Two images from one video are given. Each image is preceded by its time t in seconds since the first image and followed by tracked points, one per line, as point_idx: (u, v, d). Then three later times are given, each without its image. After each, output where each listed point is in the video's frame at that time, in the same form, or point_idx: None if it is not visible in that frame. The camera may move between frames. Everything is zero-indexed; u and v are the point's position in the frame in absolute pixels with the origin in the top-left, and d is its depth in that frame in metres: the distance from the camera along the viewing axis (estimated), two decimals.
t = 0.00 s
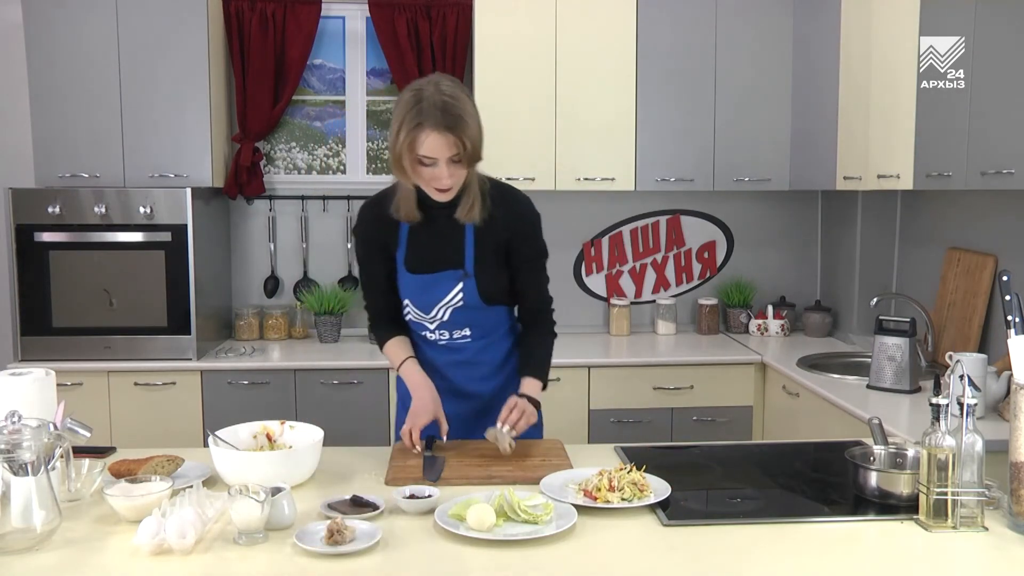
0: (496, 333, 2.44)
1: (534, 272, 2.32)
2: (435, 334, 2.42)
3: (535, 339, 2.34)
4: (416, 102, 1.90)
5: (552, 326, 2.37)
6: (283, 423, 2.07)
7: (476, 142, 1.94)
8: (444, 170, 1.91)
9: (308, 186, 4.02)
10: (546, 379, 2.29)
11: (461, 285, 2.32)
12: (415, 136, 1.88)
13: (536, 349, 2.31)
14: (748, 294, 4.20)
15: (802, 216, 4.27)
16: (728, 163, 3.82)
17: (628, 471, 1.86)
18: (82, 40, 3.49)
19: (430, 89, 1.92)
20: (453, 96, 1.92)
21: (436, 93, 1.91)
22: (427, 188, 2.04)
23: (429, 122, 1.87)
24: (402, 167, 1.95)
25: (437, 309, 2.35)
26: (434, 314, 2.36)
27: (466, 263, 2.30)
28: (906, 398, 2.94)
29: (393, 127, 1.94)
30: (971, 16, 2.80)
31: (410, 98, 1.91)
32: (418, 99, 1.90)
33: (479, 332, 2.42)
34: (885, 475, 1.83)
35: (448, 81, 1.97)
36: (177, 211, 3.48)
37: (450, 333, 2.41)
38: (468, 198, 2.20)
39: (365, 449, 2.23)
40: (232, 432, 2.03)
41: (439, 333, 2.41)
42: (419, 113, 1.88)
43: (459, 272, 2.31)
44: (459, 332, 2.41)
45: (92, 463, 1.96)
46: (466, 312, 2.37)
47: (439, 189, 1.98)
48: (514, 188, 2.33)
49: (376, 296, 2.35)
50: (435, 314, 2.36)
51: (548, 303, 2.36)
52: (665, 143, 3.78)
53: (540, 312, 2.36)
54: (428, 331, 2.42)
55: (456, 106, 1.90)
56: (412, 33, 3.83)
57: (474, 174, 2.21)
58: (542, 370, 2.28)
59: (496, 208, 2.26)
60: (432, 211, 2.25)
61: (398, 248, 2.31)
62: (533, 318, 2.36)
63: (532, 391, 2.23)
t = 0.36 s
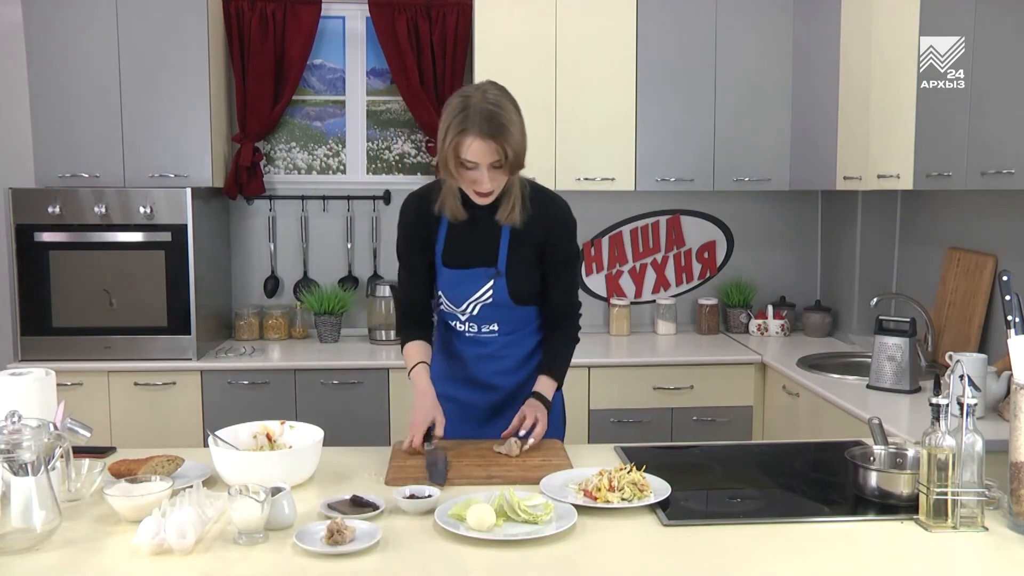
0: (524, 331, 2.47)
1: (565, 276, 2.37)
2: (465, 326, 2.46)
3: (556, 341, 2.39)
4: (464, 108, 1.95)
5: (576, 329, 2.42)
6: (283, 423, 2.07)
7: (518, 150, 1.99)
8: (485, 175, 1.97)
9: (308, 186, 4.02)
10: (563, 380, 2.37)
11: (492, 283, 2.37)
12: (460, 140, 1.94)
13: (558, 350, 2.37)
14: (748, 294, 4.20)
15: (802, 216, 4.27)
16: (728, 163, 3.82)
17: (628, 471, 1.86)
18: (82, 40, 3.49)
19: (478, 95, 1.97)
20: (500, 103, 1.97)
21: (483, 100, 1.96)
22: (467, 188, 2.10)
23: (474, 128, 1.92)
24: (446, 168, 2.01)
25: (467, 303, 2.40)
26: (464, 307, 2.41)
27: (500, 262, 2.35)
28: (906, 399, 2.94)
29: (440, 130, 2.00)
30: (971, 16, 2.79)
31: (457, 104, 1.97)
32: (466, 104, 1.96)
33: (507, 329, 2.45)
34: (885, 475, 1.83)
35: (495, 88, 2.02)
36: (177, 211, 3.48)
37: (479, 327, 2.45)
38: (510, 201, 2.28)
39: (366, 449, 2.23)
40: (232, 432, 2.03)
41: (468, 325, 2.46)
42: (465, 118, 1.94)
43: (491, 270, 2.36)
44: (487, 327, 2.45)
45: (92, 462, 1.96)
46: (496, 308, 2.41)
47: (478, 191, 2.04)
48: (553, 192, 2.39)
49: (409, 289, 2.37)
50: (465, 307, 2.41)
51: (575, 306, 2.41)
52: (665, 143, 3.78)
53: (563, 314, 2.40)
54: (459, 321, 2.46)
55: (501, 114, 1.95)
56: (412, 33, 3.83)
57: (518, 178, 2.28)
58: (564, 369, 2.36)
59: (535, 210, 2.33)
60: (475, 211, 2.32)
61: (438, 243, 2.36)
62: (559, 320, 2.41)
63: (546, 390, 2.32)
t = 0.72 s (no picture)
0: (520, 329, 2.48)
1: (562, 278, 2.37)
2: (462, 324, 2.46)
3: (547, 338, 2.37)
4: (470, 106, 1.96)
5: (566, 331, 2.40)
6: (283, 423, 2.07)
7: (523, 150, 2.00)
8: (488, 173, 1.97)
9: (308, 186, 4.02)
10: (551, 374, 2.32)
11: (492, 281, 2.38)
12: (465, 138, 1.95)
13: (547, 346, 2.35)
14: (748, 294, 4.20)
15: (802, 216, 4.27)
16: (728, 163, 3.82)
17: (628, 471, 1.86)
18: (82, 40, 3.49)
19: (485, 94, 1.98)
20: (506, 103, 1.97)
21: (490, 99, 1.97)
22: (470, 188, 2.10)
23: (479, 126, 1.93)
24: (450, 166, 2.01)
25: (466, 301, 2.41)
26: (462, 304, 2.42)
27: (499, 261, 2.36)
28: (906, 398, 2.94)
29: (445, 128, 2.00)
30: (971, 16, 2.79)
31: (463, 102, 1.97)
32: (472, 102, 1.96)
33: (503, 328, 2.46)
34: (885, 475, 1.83)
35: (502, 88, 2.02)
36: (177, 211, 3.48)
37: (475, 325, 2.45)
38: (511, 201, 2.29)
39: (366, 449, 2.23)
40: (232, 432, 2.03)
41: (466, 323, 2.46)
42: (471, 116, 1.94)
43: (492, 268, 2.37)
44: (484, 326, 2.45)
45: (92, 463, 1.96)
46: (494, 307, 2.42)
47: (481, 191, 2.04)
48: (555, 194, 2.38)
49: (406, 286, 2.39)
50: (464, 304, 2.42)
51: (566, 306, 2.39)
52: (665, 143, 3.78)
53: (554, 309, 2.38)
54: (456, 319, 2.47)
55: (507, 113, 1.95)
56: (412, 33, 3.83)
57: (520, 178, 2.30)
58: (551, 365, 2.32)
59: (535, 211, 2.33)
60: (478, 209, 2.34)
61: (438, 239, 2.38)
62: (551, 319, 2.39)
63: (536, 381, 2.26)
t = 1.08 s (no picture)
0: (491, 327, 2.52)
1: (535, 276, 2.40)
2: (436, 325, 2.46)
3: (524, 337, 2.40)
4: (447, 108, 1.95)
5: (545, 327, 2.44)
6: (283, 423, 2.07)
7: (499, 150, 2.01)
8: (467, 176, 1.98)
9: (308, 186, 4.02)
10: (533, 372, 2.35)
11: (469, 282, 2.39)
12: (444, 141, 1.95)
13: (525, 344, 2.38)
14: (748, 294, 4.20)
15: (803, 217, 4.27)
16: (728, 163, 3.82)
17: (628, 471, 1.86)
18: (82, 40, 3.49)
19: (460, 95, 1.98)
20: (482, 104, 1.97)
21: (466, 100, 1.96)
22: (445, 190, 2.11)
23: (458, 129, 1.93)
24: (427, 169, 2.01)
25: (442, 302, 2.41)
26: (438, 306, 2.42)
27: (476, 262, 2.37)
28: (906, 398, 2.94)
29: (422, 132, 1.99)
30: (971, 16, 2.79)
31: (439, 105, 1.97)
32: (448, 105, 1.96)
33: (476, 327, 2.49)
34: (885, 475, 1.83)
35: (477, 90, 2.02)
36: (177, 211, 3.48)
37: (449, 326, 2.46)
38: (484, 204, 2.28)
39: (365, 449, 2.23)
40: (232, 432, 2.03)
41: (439, 324, 2.46)
42: (448, 120, 1.94)
43: (468, 270, 2.37)
44: (458, 326, 2.46)
45: (92, 463, 1.96)
46: (469, 307, 2.44)
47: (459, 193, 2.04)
48: (526, 194, 2.39)
49: (376, 290, 2.35)
50: (440, 307, 2.42)
51: (542, 305, 2.43)
52: (665, 143, 3.78)
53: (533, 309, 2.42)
54: (428, 321, 2.46)
55: (484, 115, 1.96)
56: (412, 33, 3.83)
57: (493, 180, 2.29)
58: (533, 363, 2.35)
59: (509, 211, 2.34)
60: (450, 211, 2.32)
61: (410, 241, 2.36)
62: (529, 317, 2.42)
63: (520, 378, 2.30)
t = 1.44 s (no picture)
0: (476, 324, 2.53)
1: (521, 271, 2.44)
2: (423, 327, 2.45)
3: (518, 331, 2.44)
4: (435, 112, 1.95)
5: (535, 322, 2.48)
6: (283, 423, 2.07)
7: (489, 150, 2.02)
8: (459, 178, 1.98)
9: (308, 186, 4.02)
10: (528, 366, 2.40)
11: (459, 283, 2.39)
12: (436, 146, 1.94)
13: (517, 339, 2.43)
14: (748, 294, 4.20)
15: (803, 216, 4.27)
16: (728, 163, 3.82)
17: (628, 471, 1.86)
18: (82, 40, 3.49)
19: (447, 98, 1.98)
20: (471, 106, 1.98)
21: (454, 103, 1.97)
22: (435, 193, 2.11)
23: (450, 133, 1.93)
24: (418, 174, 2.01)
25: (431, 304, 2.40)
26: (426, 308, 2.41)
27: (465, 262, 2.38)
28: (906, 399, 2.94)
29: (411, 136, 1.99)
30: (972, 15, 2.79)
31: (428, 109, 1.96)
32: (437, 108, 1.96)
33: (463, 326, 2.50)
34: (885, 475, 1.83)
35: (463, 91, 2.02)
36: (177, 211, 3.48)
37: (437, 326, 2.46)
38: (469, 204, 2.28)
39: (365, 449, 2.24)
40: (232, 432, 2.03)
41: (427, 326, 2.45)
42: (439, 124, 1.94)
43: (457, 270, 2.38)
44: (446, 326, 2.47)
45: (92, 463, 1.96)
46: (457, 307, 2.44)
47: (450, 197, 2.05)
48: (506, 192, 2.41)
49: (358, 294, 2.28)
50: (429, 308, 2.41)
51: (529, 300, 2.48)
52: (665, 143, 3.78)
53: (520, 305, 2.46)
54: (416, 324, 2.45)
55: (474, 117, 1.96)
56: (412, 33, 3.83)
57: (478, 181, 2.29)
58: (526, 356, 2.39)
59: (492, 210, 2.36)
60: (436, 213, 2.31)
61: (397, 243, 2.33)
62: (516, 314, 2.47)
63: (516, 371, 2.34)
